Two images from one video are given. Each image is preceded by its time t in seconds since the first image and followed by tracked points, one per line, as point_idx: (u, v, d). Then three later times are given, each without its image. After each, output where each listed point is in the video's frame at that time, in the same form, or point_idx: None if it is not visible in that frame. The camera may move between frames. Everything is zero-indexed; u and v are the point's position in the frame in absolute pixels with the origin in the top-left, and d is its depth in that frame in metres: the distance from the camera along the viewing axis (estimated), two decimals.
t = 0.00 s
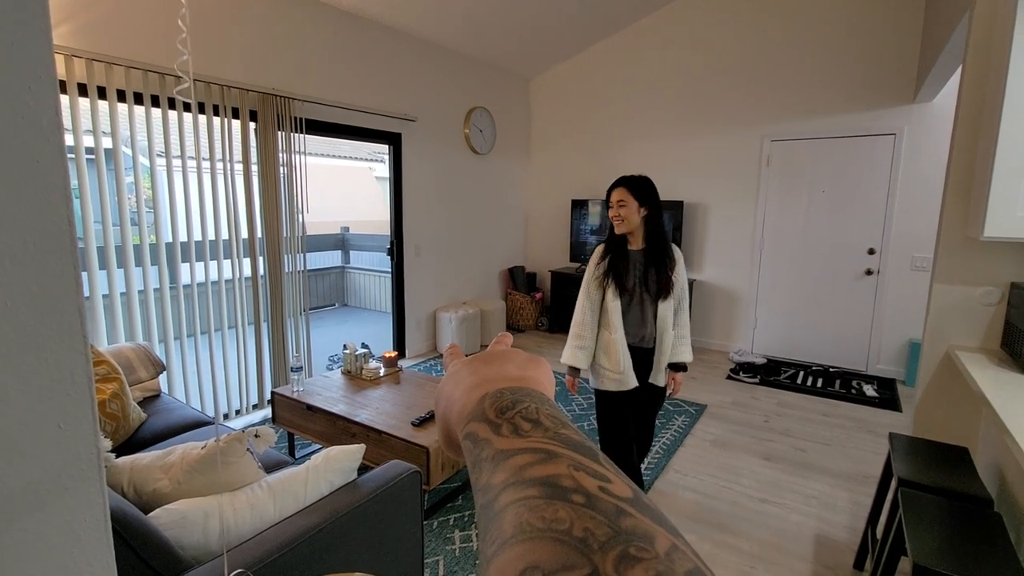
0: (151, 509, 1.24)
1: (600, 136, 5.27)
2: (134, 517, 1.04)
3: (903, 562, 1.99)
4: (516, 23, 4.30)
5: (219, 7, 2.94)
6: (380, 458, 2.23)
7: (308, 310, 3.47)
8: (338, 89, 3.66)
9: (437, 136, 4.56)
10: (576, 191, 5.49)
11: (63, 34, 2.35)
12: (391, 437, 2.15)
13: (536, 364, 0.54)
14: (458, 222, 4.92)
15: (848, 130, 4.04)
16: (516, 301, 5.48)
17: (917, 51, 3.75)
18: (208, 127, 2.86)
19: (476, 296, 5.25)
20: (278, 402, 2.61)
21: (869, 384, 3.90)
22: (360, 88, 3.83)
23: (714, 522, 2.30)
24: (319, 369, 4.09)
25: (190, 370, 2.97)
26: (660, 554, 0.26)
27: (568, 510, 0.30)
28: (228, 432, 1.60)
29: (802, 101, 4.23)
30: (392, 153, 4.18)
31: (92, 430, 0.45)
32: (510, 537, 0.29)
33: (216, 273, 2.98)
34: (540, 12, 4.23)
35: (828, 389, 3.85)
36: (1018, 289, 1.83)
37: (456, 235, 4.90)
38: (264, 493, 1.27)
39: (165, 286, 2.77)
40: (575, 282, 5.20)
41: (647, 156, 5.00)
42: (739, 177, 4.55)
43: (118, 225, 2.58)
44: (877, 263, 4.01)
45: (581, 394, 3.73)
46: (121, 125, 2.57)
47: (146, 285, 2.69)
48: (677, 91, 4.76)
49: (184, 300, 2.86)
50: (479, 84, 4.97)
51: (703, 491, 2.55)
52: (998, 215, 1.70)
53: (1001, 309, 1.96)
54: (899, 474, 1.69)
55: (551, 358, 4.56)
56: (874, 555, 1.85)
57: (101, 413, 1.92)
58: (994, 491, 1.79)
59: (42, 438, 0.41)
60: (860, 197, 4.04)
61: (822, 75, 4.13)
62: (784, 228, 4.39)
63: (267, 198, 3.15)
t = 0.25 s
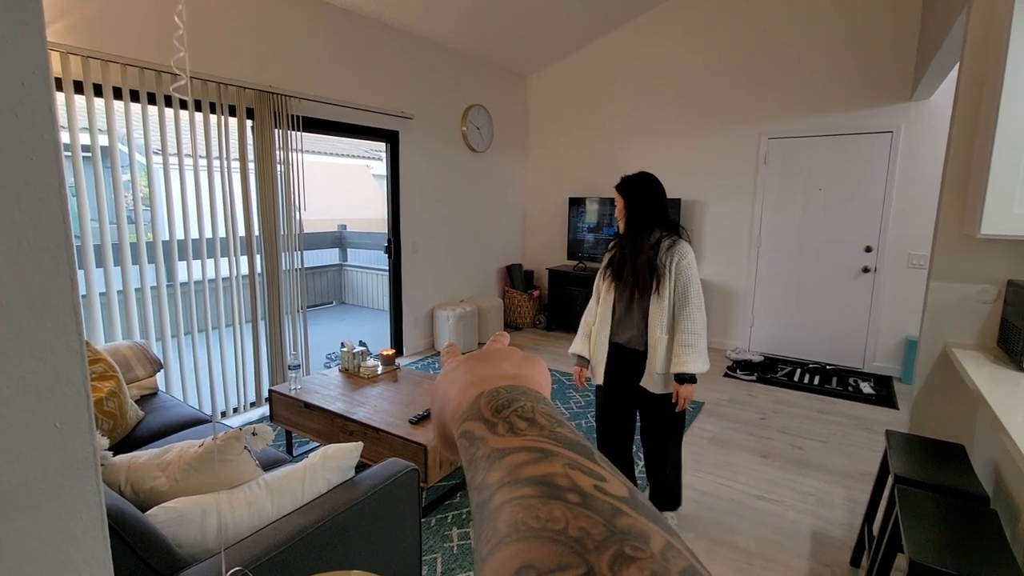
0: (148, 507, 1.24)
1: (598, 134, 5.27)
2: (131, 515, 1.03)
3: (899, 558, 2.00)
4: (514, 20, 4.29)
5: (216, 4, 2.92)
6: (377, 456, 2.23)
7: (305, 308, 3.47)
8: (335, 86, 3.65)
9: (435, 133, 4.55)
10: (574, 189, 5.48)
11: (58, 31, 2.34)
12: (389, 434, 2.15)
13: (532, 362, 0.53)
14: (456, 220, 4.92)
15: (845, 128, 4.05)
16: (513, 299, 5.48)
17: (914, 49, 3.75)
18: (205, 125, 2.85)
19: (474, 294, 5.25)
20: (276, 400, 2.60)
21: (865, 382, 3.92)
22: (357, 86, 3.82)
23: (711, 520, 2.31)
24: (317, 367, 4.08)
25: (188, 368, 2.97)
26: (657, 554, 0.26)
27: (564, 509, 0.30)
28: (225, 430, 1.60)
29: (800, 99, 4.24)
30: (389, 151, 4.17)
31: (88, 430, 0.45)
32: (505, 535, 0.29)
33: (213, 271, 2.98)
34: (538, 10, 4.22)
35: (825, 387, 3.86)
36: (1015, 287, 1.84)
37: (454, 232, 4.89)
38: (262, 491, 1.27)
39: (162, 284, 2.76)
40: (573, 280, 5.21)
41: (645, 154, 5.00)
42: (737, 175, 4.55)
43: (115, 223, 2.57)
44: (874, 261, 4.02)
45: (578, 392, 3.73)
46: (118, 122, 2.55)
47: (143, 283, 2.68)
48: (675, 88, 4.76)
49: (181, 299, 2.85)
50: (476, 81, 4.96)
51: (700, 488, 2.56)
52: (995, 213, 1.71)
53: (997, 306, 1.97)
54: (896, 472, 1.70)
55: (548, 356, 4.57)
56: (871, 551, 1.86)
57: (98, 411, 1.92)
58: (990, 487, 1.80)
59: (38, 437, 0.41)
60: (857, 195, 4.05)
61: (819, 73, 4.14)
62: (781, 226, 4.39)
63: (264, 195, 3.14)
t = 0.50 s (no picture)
0: (148, 503, 1.24)
1: (597, 131, 5.26)
2: (132, 511, 1.04)
3: (897, 554, 2.01)
4: (513, 17, 4.28)
5: None
6: (377, 452, 2.23)
7: (305, 305, 3.46)
8: (334, 83, 3.64)
9: (434, 130, 4.54)
10: (573, 186, 5.48)
11: (56, 28, 2.33)
12: (388, 431, 2.15)
13: (531, 365, 0.53)
14: (455, 217, 4.91)
15: (845, 125, 4.05)
16: (513, 296, 5.48)
17: (914, 45, 3.75)
18: (203, 121, 2.84)
19: (473, 291, 5.25)
20: (275, 397, 2.60)
21: (864, 379, 3.92)
22: (356, 82, 3.81)
23: (710, 516, 2.32)
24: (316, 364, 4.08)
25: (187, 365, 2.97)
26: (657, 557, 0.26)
27: (565, 513, 0.30)
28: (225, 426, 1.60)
29: (799, 96, 4.23)
30: (389, 148, 4.16)
31: (87, 425, 0.45)
32: (506, 540, 0.29)
33: (212, 268, 2.97)
34: (537, 6, 4.21)
35: (824, 384, 3.87)
36: (1013, 283, 1.85)
37: (453, 229, 4.89)
38: (262, 488, 1.27)
39: (161, 281, 2.76)
40: (572, 277, 5.20)
41: (644, 151, 4.99)
42: (736, 172, 4.55)
43: (114, 220, 2.57)
44: (874, 258, 4.02)
45: (577, 389, 3.74)
46: (116, 119, 2.55)
47: (143, 280, 2.68)
48: (675, 85, 4.75)
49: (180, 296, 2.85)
50: (476, 78, 4.95)
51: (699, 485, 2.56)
52: (994, 210, 1.71)
53: (996, 303, 1.97)
54: (894, 468, 1.71)
55: (548, 353, 4.57)
56: (869, 547, 1.87)
57: (98, 408, 1.92)
58: (987, 483, 1.81)
59: (36, 432, 0.41)
60: (857, 192, 4.05)
61: (819, 70, 4.13)
62: (781, 223, 4.39)
63: (263, 192, 3.13)
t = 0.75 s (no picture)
0: (150, 500, 1.24)
1: (598, 128, 5.25)
2: (134, 507, 1.04)
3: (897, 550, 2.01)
4: (513, 13, 4.27)
5: None
6: (378, 449, 2.23)
7: (305, 302, 3.46)
8: (334, 80, 3.63)
9: (434, 127, 4.54)
10: (574, 183, 5.47)
11: (56, 25, 2.33)
12: (389, 428, 2.15)
13: (527, 376, 0.54)
14: (456, 214, 4.91)
15: (846, 121, 4.04)
16: (513, 293, 5.48)
17: (916, 42, 3.74)
18: (204, 119, 2.84)
19: (474, 289, 5.25)
20: (276, 394, 2.61)
21: (864, 376, 3.93)
22: (356, 79, 3.80)
23: (710, 512, 2.32)
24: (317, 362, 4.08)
25: (188, 363, 2.97)
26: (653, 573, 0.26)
27: (561, 530, 0.30)
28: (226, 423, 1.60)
29: (800, 92, 4.22)
30: (389, 145, 4.16)
31: (89, 422, 0.45)
32: (503, 557, 0.29)
33: (212, 266, 2.97)
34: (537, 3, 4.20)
35: (824, 380, 3.87)
36: (1013, 280, 1.85)
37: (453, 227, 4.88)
38: (263, 484, 1.27)
39: (162, 279, 2.76)
40: (573, 274, 5.20)
41: (645, 148, 4.98)
42: (737, 169, 4.54)
43: (114, 218, 2.57)
44: (874, 255, 4.02)
45: (578, 386, 3.74)
46: (116, 117, 2.54)
47: (143, 277, 2.68)
48: (675, 82, 4.74)
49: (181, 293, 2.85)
50: (476, 75, 4.94)
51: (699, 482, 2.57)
52: (995, 207, 1.70)
53: (997, 300, 1.97)
54: (894, 465, 1.71)
55: (548, 350, 4.57)
56: (869, 543, 1.87)
57: (99, 405, 1.92)
58: (987, 480, 1.81)
59: (38, 429, 0.41)
60: (858, 189, 4.04)
61: (820, 67, 4.12)
62: (781, 220, 4.39)
63: (263, 189, 3.13)
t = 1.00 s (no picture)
0: (153, 497, 1.25)
1: (598, 126, 5.25)
2: (138, 504, 1.04)
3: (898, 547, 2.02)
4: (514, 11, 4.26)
5: None
6: (379, 447, 2.24)
7: (307, 300, 3.47)
8: (335, 78, 3.63)
9: (435, 124, 4.53)
10: (575, 181, 5.47)
11: (58, 24, 2.33)
12: (390, 426, 2.16)
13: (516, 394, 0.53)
14: (457, 212, 4.90)
15: (848, 119, 4.03)
16: (514, 291, 5.48)
17: (918, 38, 3.72)
18: (205, 117, 2.85)
19: (475, 287, 5.25)
20: (278, 392, 2.61)
21: (866, 373, 3.92)
22: (357, 77, 3.80)
23: (711, 510, 2.32)
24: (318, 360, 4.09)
25: (190, 361, 2.98)
26: None
27: (547, 550, 0.30)
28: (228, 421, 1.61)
29: (802, 90, 4.21)
30: (390, 143, 4.16)
31: (94, 420, 0.45)
32: None
33: (214, 264, 2.98)
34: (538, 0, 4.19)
35: (826, 378, 3.87)
36: (1015, 278, 1.85)
37: (454, 225, 4.88)
38: (266, 482, 1.28)
39: (164, 277, 2.77)
40: (574, 272, 5.20)
41: (646, 146, 4.98)
42: (738, 167, 4.53)
43: (116, 217, 2.57)
44: (876, 252, 4.01)
45: (579, 384, 3.74)
46: (118, 116, 2.55)
47: (145, 276, 2.69)
48: (676, 79, 4.73)
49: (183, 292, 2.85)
50: (477, 73, 4.93)
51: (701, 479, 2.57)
52: (997, 204, 1.70)
53: (999, 297, 1.97)
54: (895, 461, 1.71)
55: (549, 348, 4.57)
56: (870, 540, 1.87)
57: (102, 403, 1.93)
58: (989, 477, 1.81)
59: (43, 425, 0.42)
60: (859, 186, 4.04)
61: (822, 64, 4.11)
62: (783, 218, 4.38)
63: (265, 187, 3.13)
